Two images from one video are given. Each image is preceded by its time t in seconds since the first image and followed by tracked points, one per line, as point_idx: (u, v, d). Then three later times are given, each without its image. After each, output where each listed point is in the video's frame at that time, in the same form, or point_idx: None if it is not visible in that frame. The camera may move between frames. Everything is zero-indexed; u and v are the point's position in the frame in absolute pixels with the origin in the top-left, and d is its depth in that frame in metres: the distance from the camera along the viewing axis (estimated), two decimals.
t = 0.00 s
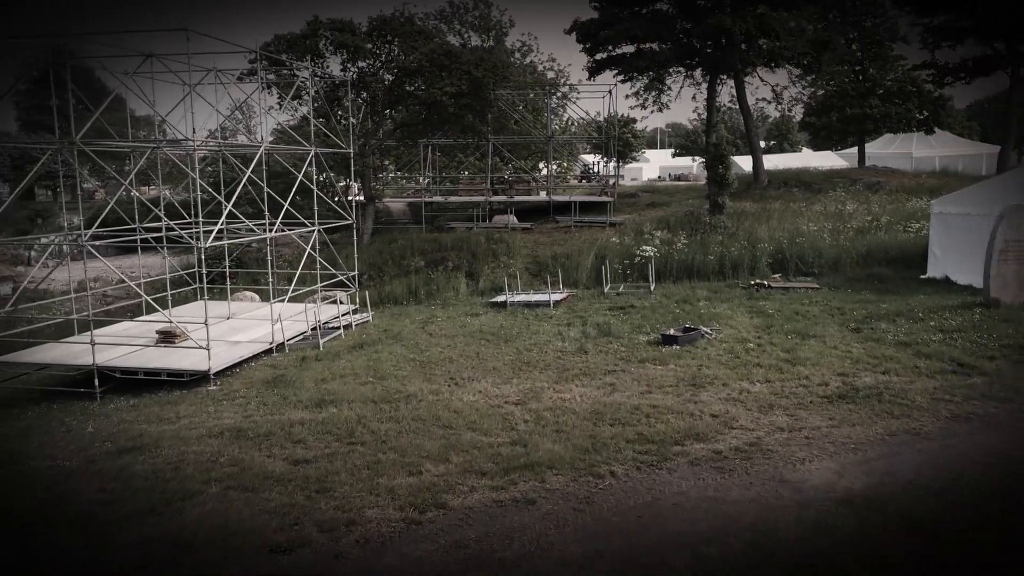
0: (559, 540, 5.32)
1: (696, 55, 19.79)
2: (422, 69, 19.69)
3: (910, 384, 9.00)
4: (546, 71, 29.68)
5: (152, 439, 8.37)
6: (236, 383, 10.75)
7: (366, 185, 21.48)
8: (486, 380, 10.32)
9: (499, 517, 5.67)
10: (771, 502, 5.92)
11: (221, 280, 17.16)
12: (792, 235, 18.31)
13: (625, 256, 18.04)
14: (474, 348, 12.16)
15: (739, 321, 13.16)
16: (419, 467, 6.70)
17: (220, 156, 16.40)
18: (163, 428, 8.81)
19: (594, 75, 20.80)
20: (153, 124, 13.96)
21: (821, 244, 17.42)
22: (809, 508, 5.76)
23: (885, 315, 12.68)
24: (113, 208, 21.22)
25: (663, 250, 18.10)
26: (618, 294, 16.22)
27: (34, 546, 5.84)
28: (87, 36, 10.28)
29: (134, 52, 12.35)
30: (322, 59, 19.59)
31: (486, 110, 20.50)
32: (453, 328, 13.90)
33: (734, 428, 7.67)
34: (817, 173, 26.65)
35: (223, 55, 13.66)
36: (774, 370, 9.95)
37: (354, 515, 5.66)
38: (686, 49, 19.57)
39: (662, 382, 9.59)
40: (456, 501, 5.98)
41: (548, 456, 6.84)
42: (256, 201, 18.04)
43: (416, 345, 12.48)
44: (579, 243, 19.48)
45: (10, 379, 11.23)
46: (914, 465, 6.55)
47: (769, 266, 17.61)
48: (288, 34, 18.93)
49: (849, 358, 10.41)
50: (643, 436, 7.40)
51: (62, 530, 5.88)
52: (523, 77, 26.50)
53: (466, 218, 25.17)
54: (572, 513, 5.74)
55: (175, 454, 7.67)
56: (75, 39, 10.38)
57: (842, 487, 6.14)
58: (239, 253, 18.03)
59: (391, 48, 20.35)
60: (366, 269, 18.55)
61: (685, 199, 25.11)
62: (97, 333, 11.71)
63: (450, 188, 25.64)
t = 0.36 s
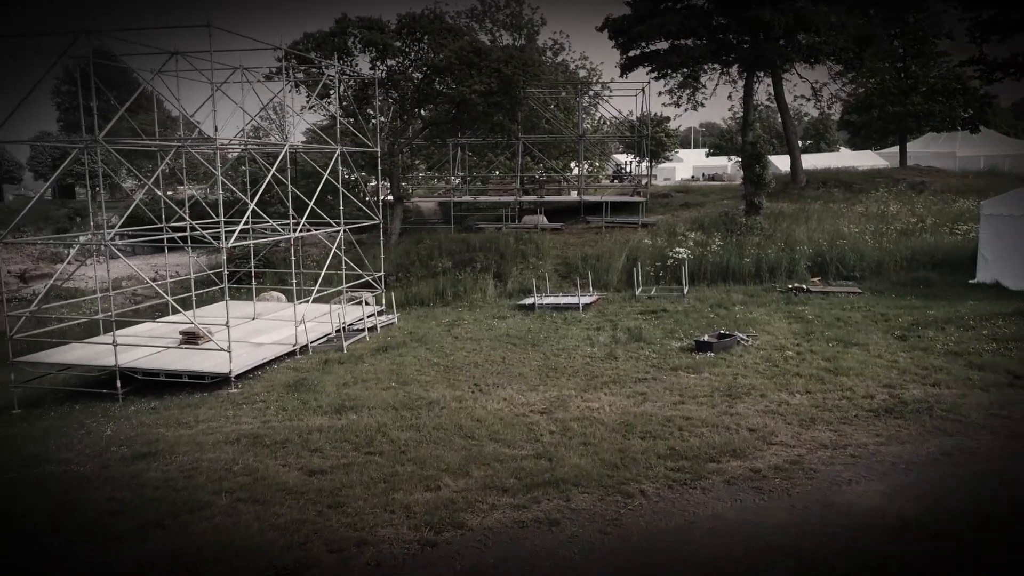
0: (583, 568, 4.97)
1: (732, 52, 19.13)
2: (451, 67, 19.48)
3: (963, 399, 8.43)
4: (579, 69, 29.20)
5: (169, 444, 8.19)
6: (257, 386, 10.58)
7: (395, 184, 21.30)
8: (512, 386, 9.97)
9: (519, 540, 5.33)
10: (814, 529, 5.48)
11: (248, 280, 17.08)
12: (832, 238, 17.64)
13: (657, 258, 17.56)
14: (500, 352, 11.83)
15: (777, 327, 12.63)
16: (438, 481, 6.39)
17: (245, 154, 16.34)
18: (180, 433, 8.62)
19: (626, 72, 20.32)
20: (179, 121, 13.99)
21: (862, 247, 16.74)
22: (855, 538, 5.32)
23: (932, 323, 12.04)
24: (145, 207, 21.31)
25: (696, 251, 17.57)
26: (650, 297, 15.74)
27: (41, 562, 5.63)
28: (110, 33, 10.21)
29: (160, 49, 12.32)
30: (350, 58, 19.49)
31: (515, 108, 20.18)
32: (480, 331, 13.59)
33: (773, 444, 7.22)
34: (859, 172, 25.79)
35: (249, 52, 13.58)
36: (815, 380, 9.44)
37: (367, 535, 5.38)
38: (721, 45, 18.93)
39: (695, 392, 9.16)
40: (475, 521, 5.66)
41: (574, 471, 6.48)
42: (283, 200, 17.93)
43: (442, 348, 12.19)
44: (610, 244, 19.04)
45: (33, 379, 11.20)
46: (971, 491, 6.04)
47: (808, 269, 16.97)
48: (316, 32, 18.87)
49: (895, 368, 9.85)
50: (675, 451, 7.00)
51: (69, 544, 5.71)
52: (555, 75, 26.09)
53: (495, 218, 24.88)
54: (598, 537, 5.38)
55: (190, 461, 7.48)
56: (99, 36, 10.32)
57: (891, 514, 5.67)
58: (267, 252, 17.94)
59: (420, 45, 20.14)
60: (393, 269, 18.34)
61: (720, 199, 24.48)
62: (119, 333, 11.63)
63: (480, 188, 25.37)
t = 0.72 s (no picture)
0: None
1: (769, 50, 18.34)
2: (483, 64, 19.22)
3: None
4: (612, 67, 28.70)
5: (188, 449, 8.01)
6: (281, 389, 10.39)
7: (425, 184, 21.07)
8: (541, 393, 9.61)
9: (544, 567, 5.01)
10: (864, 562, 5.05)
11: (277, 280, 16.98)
12: (876, 240, 16.95)
13: (692, 261, 17.05)
14: (529, 357, 11.49)
15: (819, 333, 12.07)
16: (460, 497, 6.08)
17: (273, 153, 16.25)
18: (201, 437, 8.43)
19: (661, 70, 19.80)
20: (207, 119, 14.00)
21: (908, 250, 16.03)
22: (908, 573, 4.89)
23: (986, 331, 11.39)
24: (176, 209, 21.44)
25: (733, 253, 17.02)
26: (685, 301, 15.24)
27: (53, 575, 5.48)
28: (136, 30, 10.13)
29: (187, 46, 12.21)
30: (380, 56, 19.38)
31: (547, 106, 19.84)
32: (509, 334, 13.25)
33: (817, 463, 6.77)
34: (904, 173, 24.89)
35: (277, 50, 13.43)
36: (862, 393, 8.91)
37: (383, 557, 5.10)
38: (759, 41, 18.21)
39: (733, 404, 8.70)
40: (498, 544, 5.35)
41: (604, 489, 6.11)
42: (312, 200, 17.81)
43: (469, 352, 11.88)
44: (644, 246, 18.55)
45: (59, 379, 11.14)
46: None
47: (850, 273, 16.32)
48: (347, 30, 18.76)
49: (948, 381, 9.26)
50: (712, 469, 6.58)
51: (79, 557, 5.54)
52: (588, 74, 25.63)
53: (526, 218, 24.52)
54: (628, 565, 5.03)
55: (208, 468, 7.28)
56: (126, 33, 10.25)
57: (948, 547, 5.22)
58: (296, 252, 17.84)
59: (451, 43, 19.89)
60: (422, 270, 18.10)
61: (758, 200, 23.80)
62: (144, 334, 11.53)
63: (511, 188, 25.04)
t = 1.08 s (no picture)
0: None
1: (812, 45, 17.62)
2: (515, 61, 18.94)
3: None
4: (647, 65, 28.09)
5: (208, 454, 7.81)
6: (306, 393, 10.17)
7: (455, 184, 20.81)
8: (572, 402, 9.23)
9: None
10: None
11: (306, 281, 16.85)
12: (924, 244, 16.22)
13: (729, 264, 16.50)
14: (560, 363, 11.12)
15: (865, 342, 11.48)
16: (485, 519, 5.75)
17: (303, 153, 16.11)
18: (222, 443, 8.23)
19: (697, 66, 19.24)
20: (236, 119, 13.92)
21: (959, 255, 15.29)
22: None
23: None
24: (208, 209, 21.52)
25: (773, 256, 16.44)
26: (722, 305, 14.72)
27: None
28: (162, 27, 10.01)
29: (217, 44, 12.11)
30: (411, 54, 19.18)
31: (580, 105, 19.46)
32: (539, 338, 12.90)
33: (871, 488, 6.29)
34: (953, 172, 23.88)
35: (306, 48, 13.27)
36: (914, 410, 8.37)
37: None
38: (802, 37, 17.50)
39: (777, 418, 8.22)
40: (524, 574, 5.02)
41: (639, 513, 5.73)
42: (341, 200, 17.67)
43: (499, 357, 11.56)
44: (679, 248, 18.04)
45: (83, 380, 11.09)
46: None
47: (897, 277, 15.63)
48: (378, 28, 18.63)
49: (1009, 397, 8.67)
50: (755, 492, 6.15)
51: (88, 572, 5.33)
52: (622, 72, 25.14)
53: (557, 219, 24.14)
54: None
55: (226, 477, 7.06)
56: (151, 31, 10.15)
57: None
58: (325, 252, 17.71)
59: (483, 40, 19.60)
60: (451, 272, 17.83)
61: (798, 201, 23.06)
62: (170, 336, 11.40)
63: (543, 188, 24.66)
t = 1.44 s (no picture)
0: None
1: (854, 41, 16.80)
2: (547, 59, 18.60)
3: None
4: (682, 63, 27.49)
5: (227, 461, 7.62)
6: (329, 399, 9.96)
7: (485, 184, 20.53)
8: (602, 412, 8.85)
9: None
10: None
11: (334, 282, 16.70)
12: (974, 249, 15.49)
13: (766, 268, 15.97)
14: (590, 370, 10.76)
15: (913, 352, 10.91)
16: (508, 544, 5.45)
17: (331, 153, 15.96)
18: (241, 450, 8.00)
19: (734, 64, 18.67)
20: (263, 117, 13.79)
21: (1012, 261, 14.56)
22: None
23: None
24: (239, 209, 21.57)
25: (812, 261, 15.86)
26: (759, 311, 14.20)
27: None
28: (187, 24, 9.90)
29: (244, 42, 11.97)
30: (442, 52, 18.95)
31: (613, 103, 19.06)
32: (569, 344, 12.54)
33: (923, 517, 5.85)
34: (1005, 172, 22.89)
35: (334, 46, 13.09)
36: (968, 429, 7.86)
37: None
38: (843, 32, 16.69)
39: (819, 436, 7.78)
40: None
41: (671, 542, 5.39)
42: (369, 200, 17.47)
43: (527, 363, 11.23)
44: (715, 251, 17.52)
45: (109, 381, 11.04)
46: None
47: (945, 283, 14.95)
48: (409, 27, 18.46)
49: None
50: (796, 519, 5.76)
51: None
52: (656, 70, 24.61)
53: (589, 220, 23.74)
54: None
55: (243, 487, 6.86)
56: (176, 29, 10.08)
57: None
58: (353, 253, 17.57)
59: (514, 38, 19.29)
60: (480, 273, 17.56)
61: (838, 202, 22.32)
62: (195, 338, 11.29)
63: (574, 189, 24.26)
